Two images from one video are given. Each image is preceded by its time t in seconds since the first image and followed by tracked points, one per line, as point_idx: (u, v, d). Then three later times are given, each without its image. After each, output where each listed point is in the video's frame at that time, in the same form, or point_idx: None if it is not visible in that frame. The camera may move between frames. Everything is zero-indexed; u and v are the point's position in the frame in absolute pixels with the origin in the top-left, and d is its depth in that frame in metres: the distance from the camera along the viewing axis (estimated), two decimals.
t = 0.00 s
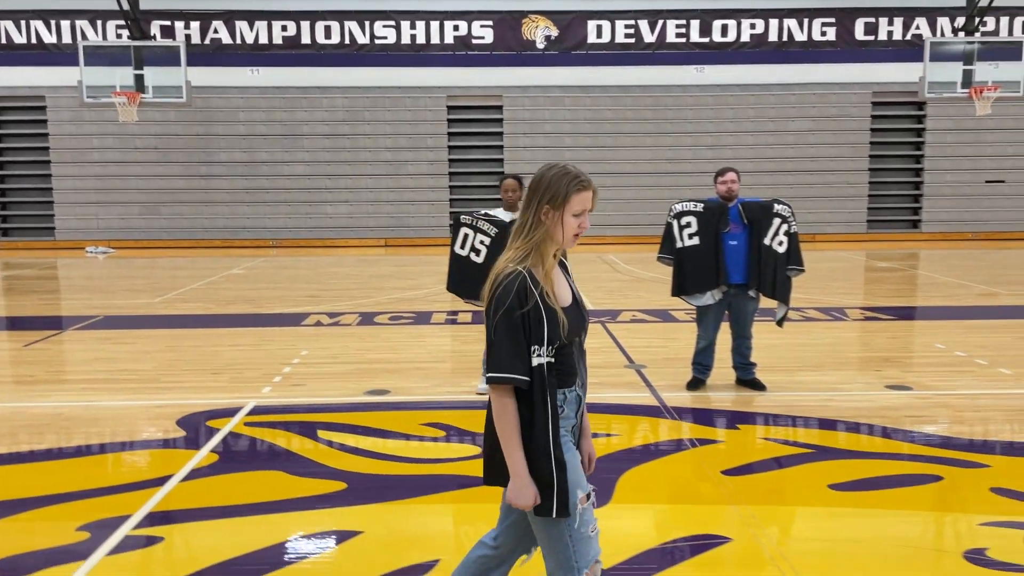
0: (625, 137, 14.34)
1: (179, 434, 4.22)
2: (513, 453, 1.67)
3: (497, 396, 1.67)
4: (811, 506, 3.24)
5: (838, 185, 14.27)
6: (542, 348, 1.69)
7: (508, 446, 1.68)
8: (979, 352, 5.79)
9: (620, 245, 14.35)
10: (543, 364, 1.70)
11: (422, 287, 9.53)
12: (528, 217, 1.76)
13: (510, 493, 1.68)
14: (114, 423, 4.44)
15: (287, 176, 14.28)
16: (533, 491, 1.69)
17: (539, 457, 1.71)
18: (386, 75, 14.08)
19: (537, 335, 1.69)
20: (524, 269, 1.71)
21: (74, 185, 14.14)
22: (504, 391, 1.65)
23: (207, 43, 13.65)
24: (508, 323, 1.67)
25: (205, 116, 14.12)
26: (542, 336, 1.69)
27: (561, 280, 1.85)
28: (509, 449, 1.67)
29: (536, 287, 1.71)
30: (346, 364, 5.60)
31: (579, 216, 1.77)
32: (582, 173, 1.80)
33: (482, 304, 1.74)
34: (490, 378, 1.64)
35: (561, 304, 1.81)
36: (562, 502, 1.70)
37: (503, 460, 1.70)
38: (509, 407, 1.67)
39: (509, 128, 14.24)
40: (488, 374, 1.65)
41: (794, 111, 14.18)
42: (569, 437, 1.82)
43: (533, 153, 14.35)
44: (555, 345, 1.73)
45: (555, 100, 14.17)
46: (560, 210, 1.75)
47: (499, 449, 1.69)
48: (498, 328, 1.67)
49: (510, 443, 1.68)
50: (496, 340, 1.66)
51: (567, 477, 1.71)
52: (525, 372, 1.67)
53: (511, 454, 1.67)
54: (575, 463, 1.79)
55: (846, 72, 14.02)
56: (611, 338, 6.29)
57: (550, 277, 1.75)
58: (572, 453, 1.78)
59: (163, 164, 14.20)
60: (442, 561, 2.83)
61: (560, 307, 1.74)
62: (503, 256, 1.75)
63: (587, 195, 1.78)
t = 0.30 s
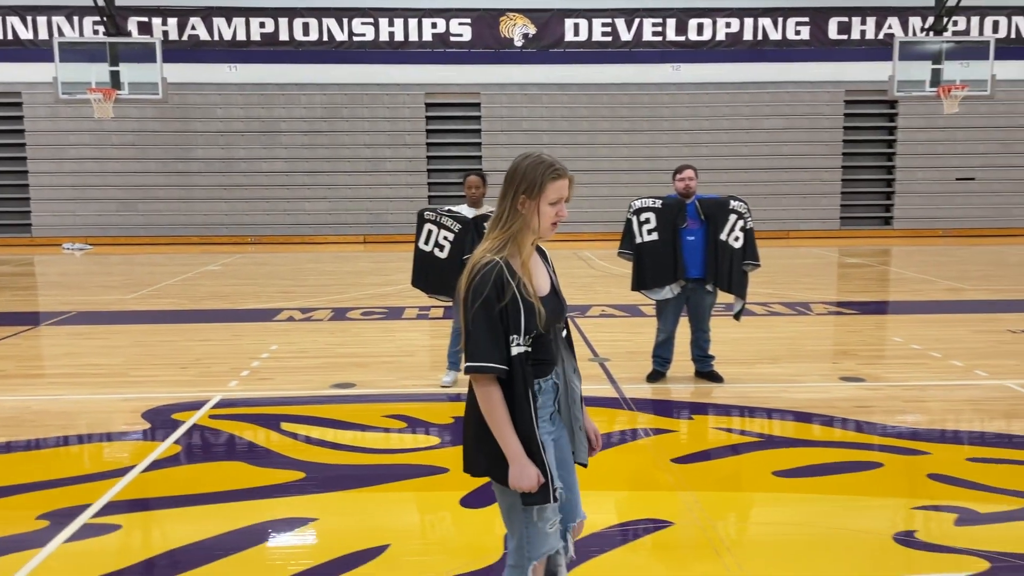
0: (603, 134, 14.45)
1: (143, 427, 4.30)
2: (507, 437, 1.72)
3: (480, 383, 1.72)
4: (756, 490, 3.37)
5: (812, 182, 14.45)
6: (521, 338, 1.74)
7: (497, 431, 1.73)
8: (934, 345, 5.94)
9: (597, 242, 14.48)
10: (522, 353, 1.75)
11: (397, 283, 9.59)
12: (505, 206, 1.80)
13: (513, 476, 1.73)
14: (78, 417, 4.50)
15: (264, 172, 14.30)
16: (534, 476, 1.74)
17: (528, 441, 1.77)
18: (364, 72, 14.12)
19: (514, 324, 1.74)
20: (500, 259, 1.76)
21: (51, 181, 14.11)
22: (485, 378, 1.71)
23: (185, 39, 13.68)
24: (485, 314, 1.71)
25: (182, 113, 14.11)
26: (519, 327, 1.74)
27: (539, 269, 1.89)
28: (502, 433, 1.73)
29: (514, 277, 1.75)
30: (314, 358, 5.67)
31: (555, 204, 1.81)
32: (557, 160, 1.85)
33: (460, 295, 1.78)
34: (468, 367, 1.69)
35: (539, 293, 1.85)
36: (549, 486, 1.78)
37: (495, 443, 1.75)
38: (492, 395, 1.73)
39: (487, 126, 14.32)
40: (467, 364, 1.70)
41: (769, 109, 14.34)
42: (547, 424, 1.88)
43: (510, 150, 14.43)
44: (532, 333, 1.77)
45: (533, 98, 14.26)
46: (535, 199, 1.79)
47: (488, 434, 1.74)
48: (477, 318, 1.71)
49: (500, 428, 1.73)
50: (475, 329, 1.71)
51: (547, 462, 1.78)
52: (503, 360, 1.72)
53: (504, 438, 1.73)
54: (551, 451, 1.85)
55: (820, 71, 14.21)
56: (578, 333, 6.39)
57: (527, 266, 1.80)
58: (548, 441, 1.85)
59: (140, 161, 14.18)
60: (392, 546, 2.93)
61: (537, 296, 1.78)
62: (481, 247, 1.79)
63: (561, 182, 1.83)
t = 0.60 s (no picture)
0: (584, 133, 14.55)
1: (116, 422, 4.37)
2: (474, 434, 1.80)
3: (453, 381, 1.80)
4: (713, 482, 3.47)
5: (791, 181, 14.61)
6: (494, 338, 1.82)
7: (467, 428, 1.81)
8: (899, 341, 6.08)
9: (579, 239, 14.59)
10: (494, 353, 1.82)
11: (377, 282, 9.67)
12: (490, 210, 1.90)
13: (476, 472, 1.81)
14: (53, 413, 4.56)
15: (246, 170, 14.33)
16: (497, 472, 1.81)
17: (500, 440, 1.83)
18: (347, 70, 14.15)
19: (488, 325, 1.81)
20: (482, 260, 1.84)
21: (31, 178, 14.08)
22: (457, 377, 1.78)
23: (166, 37, 13.65)
24: (459, 312, 1.80)
25: (163, 110, 14.10)
26: (493, 327, 1.81)
27: (527, 272, 1.96)
28: (471, 430, 1.80)
29: (493, 276, 1.83)
30: (290, 355, 5.75)
31: (539, 205, 1.90)
32: (540, 166, 1.94)
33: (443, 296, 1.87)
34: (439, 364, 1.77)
35: (523, 295, 1.92)
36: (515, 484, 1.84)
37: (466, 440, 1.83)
38: (464, 392, 1.80)
39: (469, 124, 14.37)
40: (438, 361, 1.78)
41: (748, 109, 14.48)
42: (528, 425, 1.93)
43: (492, 149, 14.51)
44: (507, 335, 1.84)
45: (514, 97, 14.34)
46: (518, 201, 1.88)
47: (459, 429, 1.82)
48: (451, 318, 1.80)
49: (471, 426, 1.81)
50: (448, 329, 1.79)
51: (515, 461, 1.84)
52: (474, 359, 1.79)
53: (472, 435, 1.81)
54: (523, 451, 1.91)
55: (799, 71, 14.35)
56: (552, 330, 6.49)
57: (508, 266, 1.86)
58: (521, 441, 1.90)
59: (121, 158, 14.18)
60: (355, 536, 3.03)
61: (516, 297, 1.85)
62: (466, 248, 1.88)
63: (545, 184, 1.91)
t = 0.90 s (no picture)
0: (569, 131, 14.63)
1: (95, 415, 4.42)
2: (476, 421, 1.86)
3: (463, 370, 1.87)
4: (686, 472, 3.55)
5: (775, 179, 14.74)
6: (502, 330, 1.87)
7: (471, 415, 1.87)
8: (872, 337, 6.18)
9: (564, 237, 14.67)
10: (501, 345, 1.87)
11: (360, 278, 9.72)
12: (503, 206, 1.95)
13: (473, 459, 1.87)
14: (33, 406, 4.62)
15: (232, 167, 14.35)
16: (492, 461, 1.87)
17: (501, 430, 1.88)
18: (333, 68, 14.18)
19: (497, 316, 1.87)
20: (492, 254, 1.90)
21: (16, 175, 14.06)
22: (463, 366, 1.86)
23: (152, 34, 13.61)
24: (468, 303, 1.87)
25: (149, 108, 14.08)
26: (500, 319, 1.87)
27: (545, 267, 1.99)
28: (473, 418, 1.87)
29: (502, 269, 1.89)
30: (270, 351, 5.80)
31: (551, 196, 1.93)
32: (549, 160, 1.98)
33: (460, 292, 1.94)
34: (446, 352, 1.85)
35: (538, 289, 1.95)
36: (511, 474, 1.89)
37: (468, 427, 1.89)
38: (471, 382, 1.86)
39: (455, 122, 14.42)
40: (447, 349, 1.86)
41: (733, 108, 14.58)
42: (536, 419, 1.93)
43: (479, 147, 14.55)
44: (516, 329, 1.88)
45: (500, 95, 14.38)
46: (529, 195, 1.93)
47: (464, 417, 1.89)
48: (461, 308, 1.87)
49: (474, 413, 1.87)
50: (457, 318, 1.86)
51: (512, 450, 1.88)
52: (481, 350, 1.86)
53: (474, 422, 1.87)
54: (527, 445, 1.92)
55: (783, 70, 14.46)
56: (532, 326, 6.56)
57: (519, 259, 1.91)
58: (523, 434, 1.91)
59: (107, 156, 14.18)
60: (328, 523, 3.10)
61: (524, 288, 1.89)
62: (481, 245, 1.95)
63: (554, 177, 1.95)
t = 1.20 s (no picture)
0: (558, 130, 14.75)
1: (83, 409, 4.52)
2: (495, 402, 1.91)
3: (482, 354, 1.92)
4: (661, 463, 3.65)
5: (762, 178, 14.88)
6: (521, 316, 1.91)
7: (490, 396, 1.92)
8: (850, 333, 6.29)
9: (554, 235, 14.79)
10: (520, 330, 1.92)
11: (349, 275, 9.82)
12: (521, 198, 2.01)
13: (494, 439, 1.92)
14: (23, 400, 4.71)
15: (224, 165, 14.43)
16: (511, 440, 1.91)
17: (517, 411, 1.93)
18: (325, 67, 14.26)
19: (516, 302, 1.91)
20: (512, 244, 1.97)
21: (9, 173, 14.13)
22: (484, 350, 1.90)
23: (144, 33, 13.68)
24: (489, 289, 1.92)
25: (141, 106, 14.14)
26: (520, 305, 1.91)
27: (562, 257, 2.04)
28: (493, 399, 1.91)
29: (521, 259, 1.94)
30: (258, 346, 5.90)
31: (566, 185, 1.99)
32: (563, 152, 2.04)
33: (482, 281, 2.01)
34: (470, 337, 1.90)
35: (555, 279, 2.00)
36: (528, 452, 1.94)
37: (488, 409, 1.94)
38: (491, 366, 1.91)
39: (446, 121, 14.51)
40: (471, 334, 1.91)
41: (722, 107, 14.70)
42: (547, 403, 1.98)
43: (470, 145, 14.65)
44: (534, 314, 1.93)
45: (491, 94, 14.47)
46: (547, 185, 1.98)
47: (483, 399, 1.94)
48: (482, 294, 1.92)
49: (494, 395, 1.92)
50: (479, 303, 1.91)
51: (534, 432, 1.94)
52: (501, 334, 1.90)
53: (494, 403, 1.91)
54: (538, 428, 1.97)
55: (772, 70, 14.59)
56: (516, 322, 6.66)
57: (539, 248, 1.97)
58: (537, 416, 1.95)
59: (99, 154, 14.24)
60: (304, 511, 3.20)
61: (542, 275, 1.95)
62: (500, 236, 2.01)
63: (569, 167, 2.01)
